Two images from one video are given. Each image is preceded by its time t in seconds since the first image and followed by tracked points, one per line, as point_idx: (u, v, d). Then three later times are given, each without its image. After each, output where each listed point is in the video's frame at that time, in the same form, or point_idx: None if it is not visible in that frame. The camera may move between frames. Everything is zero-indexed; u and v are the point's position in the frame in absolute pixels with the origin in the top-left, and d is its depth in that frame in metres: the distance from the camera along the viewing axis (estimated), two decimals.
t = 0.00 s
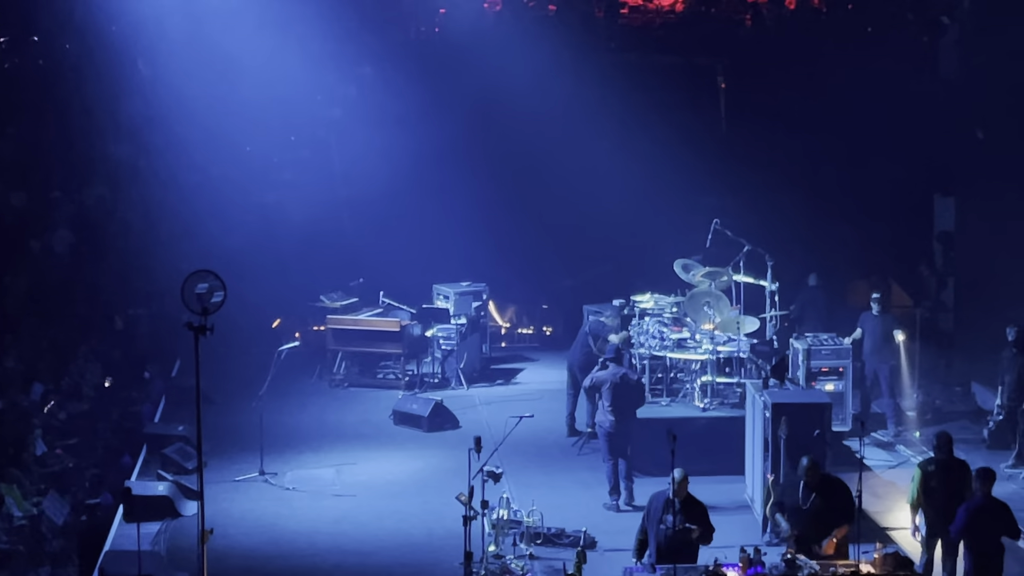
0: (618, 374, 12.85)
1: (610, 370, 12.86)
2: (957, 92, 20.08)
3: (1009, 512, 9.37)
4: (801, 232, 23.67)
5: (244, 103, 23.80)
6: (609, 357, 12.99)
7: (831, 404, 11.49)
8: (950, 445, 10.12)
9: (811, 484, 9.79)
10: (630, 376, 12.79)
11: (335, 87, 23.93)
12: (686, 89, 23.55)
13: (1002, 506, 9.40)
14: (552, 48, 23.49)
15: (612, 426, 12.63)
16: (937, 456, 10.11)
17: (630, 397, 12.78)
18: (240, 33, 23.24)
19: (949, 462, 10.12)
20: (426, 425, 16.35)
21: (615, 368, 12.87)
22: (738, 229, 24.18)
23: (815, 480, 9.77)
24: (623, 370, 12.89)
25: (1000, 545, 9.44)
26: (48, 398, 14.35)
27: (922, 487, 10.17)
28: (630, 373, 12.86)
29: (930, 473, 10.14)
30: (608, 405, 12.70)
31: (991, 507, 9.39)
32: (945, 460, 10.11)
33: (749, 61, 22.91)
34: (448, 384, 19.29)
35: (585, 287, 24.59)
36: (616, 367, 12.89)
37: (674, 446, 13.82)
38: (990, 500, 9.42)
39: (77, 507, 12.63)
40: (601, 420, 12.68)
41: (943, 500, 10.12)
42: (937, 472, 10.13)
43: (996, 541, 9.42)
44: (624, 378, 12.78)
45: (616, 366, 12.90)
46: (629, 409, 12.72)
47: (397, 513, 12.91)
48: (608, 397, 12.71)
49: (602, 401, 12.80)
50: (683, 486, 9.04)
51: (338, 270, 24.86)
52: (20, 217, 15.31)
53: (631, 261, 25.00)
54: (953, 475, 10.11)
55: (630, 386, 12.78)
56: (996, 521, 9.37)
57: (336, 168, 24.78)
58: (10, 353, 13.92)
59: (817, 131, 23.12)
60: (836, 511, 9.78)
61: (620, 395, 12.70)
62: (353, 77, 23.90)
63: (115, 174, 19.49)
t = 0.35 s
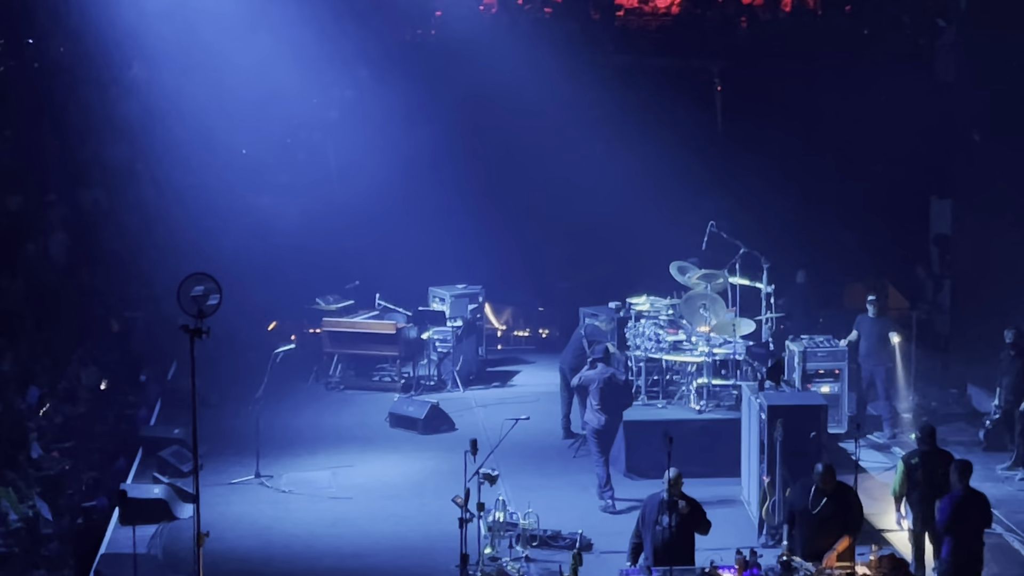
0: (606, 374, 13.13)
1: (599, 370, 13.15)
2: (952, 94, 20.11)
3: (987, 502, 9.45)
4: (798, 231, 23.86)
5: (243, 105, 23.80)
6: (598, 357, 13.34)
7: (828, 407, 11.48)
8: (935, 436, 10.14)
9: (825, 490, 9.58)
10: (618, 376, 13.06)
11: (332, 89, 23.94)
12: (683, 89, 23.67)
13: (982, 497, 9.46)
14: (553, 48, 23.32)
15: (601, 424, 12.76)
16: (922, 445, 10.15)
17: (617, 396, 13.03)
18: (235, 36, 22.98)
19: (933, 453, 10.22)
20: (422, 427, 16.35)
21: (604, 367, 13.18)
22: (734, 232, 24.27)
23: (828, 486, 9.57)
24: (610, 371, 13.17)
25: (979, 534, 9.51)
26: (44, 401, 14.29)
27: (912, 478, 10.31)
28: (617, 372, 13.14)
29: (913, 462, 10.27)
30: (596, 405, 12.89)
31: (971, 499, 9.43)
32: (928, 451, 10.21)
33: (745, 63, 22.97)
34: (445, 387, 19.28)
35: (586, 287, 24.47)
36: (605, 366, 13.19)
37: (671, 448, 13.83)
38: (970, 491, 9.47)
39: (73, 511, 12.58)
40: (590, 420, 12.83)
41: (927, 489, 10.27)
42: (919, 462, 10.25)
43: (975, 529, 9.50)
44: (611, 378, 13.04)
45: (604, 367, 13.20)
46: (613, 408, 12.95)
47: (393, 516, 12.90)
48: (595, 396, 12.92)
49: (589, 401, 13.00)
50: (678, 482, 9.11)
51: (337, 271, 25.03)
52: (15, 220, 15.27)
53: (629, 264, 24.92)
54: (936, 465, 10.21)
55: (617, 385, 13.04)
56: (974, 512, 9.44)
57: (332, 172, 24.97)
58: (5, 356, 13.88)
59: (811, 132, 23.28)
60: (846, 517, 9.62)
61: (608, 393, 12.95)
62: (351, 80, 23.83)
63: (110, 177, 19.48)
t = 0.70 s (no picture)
0: (598, 368, 13.15)
1: (590, 364, 13.18)
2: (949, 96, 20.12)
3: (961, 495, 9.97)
4: (795, 230, 24.05)
5: (238, 105, 23.58)
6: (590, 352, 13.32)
7: (825, 408, 11.50)
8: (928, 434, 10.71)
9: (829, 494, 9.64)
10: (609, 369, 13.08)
11: (329, 92, 23.78)
12: (680, 92, 23.77)
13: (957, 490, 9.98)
14: (548, 55, 23.10)
15: (588, 418, 12.98)
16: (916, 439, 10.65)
17: (608, 389, 13.06)
18: (234, 40, 22.92)
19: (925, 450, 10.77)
20: (419, 429, 16.34)
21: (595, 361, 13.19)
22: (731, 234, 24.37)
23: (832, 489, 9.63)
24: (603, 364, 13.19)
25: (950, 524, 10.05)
26: (41, 404, 14.26)
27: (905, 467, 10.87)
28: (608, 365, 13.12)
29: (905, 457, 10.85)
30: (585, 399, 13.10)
31: (947, 491, 9.95)
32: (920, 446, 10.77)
33: (742, 65, 23.01)
34: (442, 389, 19.28)
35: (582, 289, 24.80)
36: (596, 360, 13.20)
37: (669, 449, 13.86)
38: (946, 484, 9.98)
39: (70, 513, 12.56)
40: (579, 413, 13.08)
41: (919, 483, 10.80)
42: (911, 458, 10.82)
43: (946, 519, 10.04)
44: (602, 371, 13.07)
45: (595, 360, 13.23)
46: (605, 401, 13.04)
47: (391, 518, 12.89)
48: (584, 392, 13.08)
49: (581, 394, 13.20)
50: (673, 482, 9.13)
51: (338, 271, 25.20)
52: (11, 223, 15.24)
53: (626, 264, 25.06)
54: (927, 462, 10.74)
55: (607, 378, 13.06)
56: (947, 503, 9.98)
57: (329, 171, 24.93)
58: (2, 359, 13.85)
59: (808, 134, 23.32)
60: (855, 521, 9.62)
61: (598, 387, 13.05)
62: (348, 82, 23.64)
63: (106, 179, 19.47)
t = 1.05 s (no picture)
0: (585, 367, 13.55)
1: (578, 363, 13.57)
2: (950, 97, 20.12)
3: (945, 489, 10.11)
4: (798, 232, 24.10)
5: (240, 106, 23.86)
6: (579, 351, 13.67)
7: (825, 408, 11.53)
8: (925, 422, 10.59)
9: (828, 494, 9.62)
10: (596, 368, 13.49)
11: (330, 94, 23.87)
12: (682, 94, 23.75)
13: (942, 484, 10.11)
14: (550, 56, 23.26)
15: (578, 418, 13.50)
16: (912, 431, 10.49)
17: (596, 389, 13.51)
18: (235, 40, 22.99)
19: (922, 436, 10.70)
20: (420, 430, 16.35)
21: (584, 361, 13.56)
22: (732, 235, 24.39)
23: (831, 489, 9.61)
24: (589, 362, 13.58)
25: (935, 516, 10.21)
26: (42, 405, 14.27)
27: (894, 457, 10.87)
28: (596, 366, 13.51)
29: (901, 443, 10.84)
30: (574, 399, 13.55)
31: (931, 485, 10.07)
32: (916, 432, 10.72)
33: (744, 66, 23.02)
34: (443, 390, 19.30)
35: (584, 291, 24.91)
36: (583, 360, 13.59)
37: (670, 450, 13.85)
38: (931, 478, 10.12)
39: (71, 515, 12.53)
40: (568, 413, 13.56)
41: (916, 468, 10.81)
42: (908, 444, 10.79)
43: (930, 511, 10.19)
44: (590, 370, 13.48)
45: (583, 360, 13.61)
46: (594, 401, 13.52)
47: (392, 519, 12.91)
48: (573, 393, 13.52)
49: (570, 394, 13.63)
50: (675, 483, 9.09)
51: (340, 272, 25.32)
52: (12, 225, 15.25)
53: (627, 266, 25.04)
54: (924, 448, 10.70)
55: (596, 379, 13.49)
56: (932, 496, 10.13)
57: (331, 174, 24.98)
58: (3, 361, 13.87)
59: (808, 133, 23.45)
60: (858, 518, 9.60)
61: (588, 388, 13.49)
62: (351, 83, 23.66)
63: (106, 180, 19.49)
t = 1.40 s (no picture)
0: (577, 360, 13.78)
1: (569, 357, 13.83)
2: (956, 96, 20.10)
3: (935, 476, 10.34)
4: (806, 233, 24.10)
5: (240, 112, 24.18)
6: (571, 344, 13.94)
7: (830, 408, 11.52)
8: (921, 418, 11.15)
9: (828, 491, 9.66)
10: (587, 360, 13.71)
11: (334, 94, 24.05)
12: (687, 94, 23.63)
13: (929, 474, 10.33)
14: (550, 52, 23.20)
15: (571, 412, 13.58)
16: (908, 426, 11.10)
17: (588, 382, 13.65)
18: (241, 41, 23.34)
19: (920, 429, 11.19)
20: (425, 431, 16.35)
21: (576, 353, 13.84)
22: (738, 236, 24.22)
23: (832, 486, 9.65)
24: (580, 356, 13.83)
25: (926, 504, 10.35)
26: (48, 405, 14.31)
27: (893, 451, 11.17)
28: (587, 360, 13.71)
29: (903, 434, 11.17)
30: (566, 395, 13.68)
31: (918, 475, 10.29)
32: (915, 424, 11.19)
33: (749, 66, 23.00)
34: (448, 391, 19.29)
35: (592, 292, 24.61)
36: (575, 353, 13.86)
37: (674, 450, 13.84)
38: (920, 468, 10.36)
39: (76, 515, 12.54)
40: (562, 408, 13.67)
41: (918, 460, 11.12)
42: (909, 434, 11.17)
43: (921, 500, 10.38)
44: (582, 361, 13.72)
45: (574, 354, 13.87)
46: (588, 395, 13.62)
47: (397, 519, 12.91)
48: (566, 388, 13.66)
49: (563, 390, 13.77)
50: (680, 482, 9.14)
51: (344, 274, 25.32)
52: (17, 225, 15.28)
53: (633, 266, 24.87)
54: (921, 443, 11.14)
55: (587, 373, 13.65)
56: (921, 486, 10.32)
57: (333, 175, 25.06)
58: (9, 361, 13.91)
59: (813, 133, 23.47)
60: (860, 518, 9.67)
61: (580, 382, 13.63)
62: (353, 85, 23.91)
63: (110, 180, 19.52)
